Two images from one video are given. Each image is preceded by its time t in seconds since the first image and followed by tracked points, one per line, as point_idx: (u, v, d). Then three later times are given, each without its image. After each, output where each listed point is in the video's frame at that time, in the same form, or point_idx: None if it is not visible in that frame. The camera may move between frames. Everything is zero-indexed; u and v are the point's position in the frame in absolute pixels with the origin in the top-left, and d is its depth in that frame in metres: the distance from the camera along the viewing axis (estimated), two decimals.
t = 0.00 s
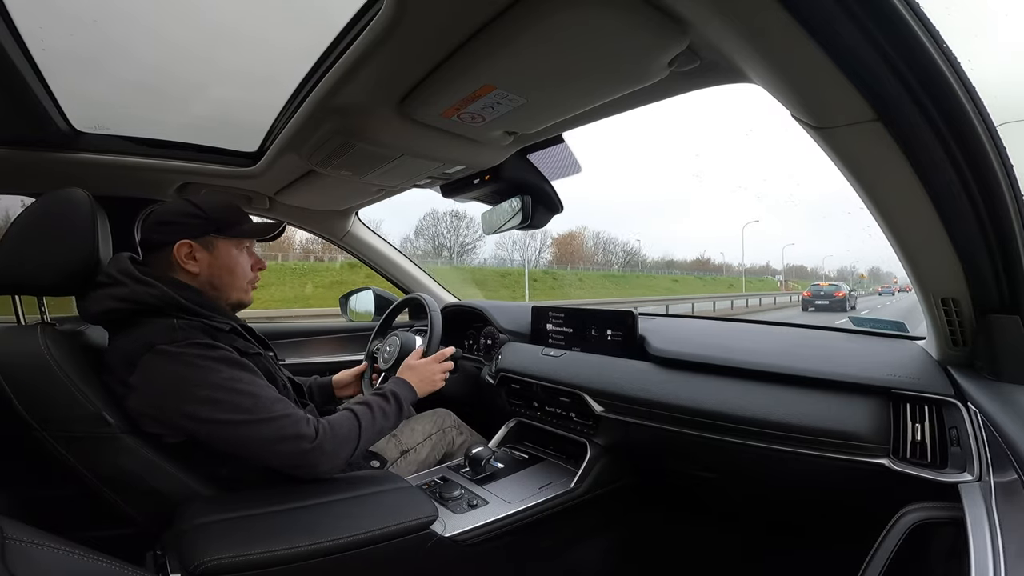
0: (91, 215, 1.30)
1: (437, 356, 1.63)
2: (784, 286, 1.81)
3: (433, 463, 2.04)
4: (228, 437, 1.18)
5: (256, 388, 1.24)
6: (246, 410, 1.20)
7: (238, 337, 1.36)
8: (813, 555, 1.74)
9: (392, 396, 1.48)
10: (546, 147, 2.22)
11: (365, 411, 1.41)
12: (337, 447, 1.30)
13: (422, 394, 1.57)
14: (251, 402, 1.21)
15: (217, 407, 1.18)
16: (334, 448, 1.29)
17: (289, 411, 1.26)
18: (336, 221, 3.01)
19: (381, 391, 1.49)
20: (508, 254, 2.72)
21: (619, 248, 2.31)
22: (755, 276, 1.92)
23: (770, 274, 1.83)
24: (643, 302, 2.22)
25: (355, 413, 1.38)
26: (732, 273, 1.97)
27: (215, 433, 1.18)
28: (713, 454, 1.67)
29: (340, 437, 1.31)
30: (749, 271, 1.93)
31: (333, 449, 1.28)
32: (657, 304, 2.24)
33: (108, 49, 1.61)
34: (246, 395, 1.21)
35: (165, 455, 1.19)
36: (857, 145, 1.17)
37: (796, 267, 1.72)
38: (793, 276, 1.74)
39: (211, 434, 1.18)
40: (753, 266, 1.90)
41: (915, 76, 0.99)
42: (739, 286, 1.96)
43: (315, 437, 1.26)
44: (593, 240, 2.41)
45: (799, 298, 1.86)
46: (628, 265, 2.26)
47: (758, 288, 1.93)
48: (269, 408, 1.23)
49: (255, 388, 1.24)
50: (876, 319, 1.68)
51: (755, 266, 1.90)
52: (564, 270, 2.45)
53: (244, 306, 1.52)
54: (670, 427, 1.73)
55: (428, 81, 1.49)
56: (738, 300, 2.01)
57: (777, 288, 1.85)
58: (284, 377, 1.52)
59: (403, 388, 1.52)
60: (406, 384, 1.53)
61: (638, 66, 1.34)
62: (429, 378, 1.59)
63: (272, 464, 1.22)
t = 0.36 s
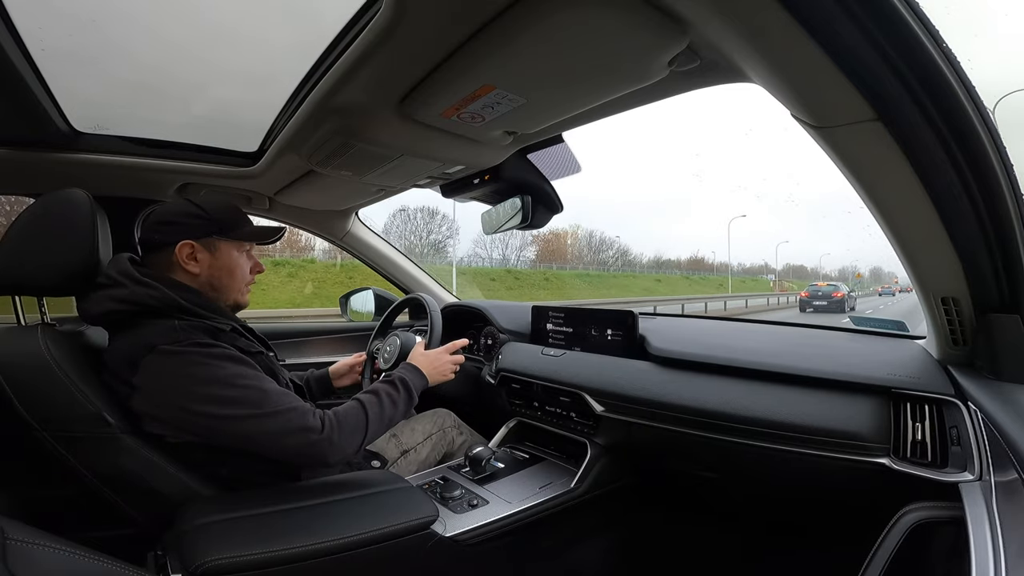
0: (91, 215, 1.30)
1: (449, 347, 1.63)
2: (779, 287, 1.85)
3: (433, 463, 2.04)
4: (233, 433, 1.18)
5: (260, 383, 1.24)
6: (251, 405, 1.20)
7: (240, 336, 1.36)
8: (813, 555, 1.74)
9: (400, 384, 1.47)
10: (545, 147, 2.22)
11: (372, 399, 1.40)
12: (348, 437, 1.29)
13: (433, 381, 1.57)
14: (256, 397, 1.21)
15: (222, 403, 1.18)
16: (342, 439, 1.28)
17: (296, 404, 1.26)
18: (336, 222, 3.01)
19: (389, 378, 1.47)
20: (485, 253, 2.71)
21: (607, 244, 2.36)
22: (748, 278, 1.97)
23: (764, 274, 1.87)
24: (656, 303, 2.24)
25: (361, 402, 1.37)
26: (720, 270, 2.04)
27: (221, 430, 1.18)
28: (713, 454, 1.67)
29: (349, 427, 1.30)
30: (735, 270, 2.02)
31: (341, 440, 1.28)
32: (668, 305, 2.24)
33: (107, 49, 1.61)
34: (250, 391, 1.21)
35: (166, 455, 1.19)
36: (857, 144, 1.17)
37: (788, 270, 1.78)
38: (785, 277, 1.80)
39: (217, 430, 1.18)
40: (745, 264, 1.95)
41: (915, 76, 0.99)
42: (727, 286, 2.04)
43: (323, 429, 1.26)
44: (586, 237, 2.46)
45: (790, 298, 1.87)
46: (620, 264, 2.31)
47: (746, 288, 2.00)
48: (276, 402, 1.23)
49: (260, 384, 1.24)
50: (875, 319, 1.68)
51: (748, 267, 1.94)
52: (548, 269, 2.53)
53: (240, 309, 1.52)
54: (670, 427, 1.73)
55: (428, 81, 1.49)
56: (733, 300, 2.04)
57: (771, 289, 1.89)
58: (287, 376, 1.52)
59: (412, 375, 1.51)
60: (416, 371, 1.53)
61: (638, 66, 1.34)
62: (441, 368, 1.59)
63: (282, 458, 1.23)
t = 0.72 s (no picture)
0: (90, 214, 1.30)
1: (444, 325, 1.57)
2: (773, 286, 1.85)
3: (433, 463, 2.04)
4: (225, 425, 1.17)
5: (252, 374, 1.23)
6: (242, 396, 1.19)
7: (233, 334, 1.36)
8: (813, 555, 1.74)
9: (394, 366, 1.41)
10: (546, 147, 2.22)
11: (366, 388, 1.35)
12: (340, 429, 1.25)
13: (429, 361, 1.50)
14: (247, 388, 1.20)
15: (213, 396, 1.17)
16: (338, 431, 1.25)
17: (289, 394, 1.25)
18: (335, 222, 3.01)
19: (383, 361, 1.41)
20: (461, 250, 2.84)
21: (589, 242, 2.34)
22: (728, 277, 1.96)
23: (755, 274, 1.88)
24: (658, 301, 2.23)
25: (353, 390, 1.33)
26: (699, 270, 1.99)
27: (213, 423, 1.17)
28: (713, 454, 1.67)
29: (342, 416, 1.26)
30: (721, 269, 1.97)
31: (337, 432, 1.25)
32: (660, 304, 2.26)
33: (107, 49, 1.61)
34: (241, 381, 1.20)
35: (165, 455, 1.19)
36: (856, 144, 1.17)
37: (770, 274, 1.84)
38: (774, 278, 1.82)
39: (208, 425, 1.17)
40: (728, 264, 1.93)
41: (915, 75, 0.99)
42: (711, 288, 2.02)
43: (317, 419, 1.23)
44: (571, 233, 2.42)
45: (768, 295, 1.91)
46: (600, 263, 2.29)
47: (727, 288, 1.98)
48: (267, 393, 1.22)
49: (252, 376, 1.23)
50: (876, 319, 1.68)
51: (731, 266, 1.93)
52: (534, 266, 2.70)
53: (238, 310, 1.52)
54: (670, 426, 1.73)
55: (428, 81, 1.49)
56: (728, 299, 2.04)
57: (764, 288, 1.90)
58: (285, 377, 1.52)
59: (408, 357, 1.44)
60: (413, 353, 1.45)
61: (638, 66, 1.34)
62: (438, 343, 1.52)
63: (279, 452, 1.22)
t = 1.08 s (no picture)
0: (92, 214, 1.30)
1: (420, 370, 1.63)
2: (766, 286, 1.91)
3: (433, 463, 2.04)
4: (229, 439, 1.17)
5: (259, 390, 1.24)
6: (249, 412, 1.20)
7: (243, 337, 1.36)
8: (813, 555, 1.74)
9: (385, 409, 1.49)
10: (546, 147, 2.22)
11: (359, 422, 1.42)
12: (333, 455, 1.29)
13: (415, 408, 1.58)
14: (254, 404, 1.21)
15: (222, 409, 1.18)
16: (327, 458, 1.27)
17: (289, 415, 1.26)
18: (336, 222, 3.01)
19: (375, 403, 1.49)
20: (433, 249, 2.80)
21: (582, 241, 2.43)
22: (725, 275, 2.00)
23: (748, 274, 1.93)
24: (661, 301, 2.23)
25: (344, 423, 1.38)
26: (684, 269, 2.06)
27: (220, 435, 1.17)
28: (712, 454, 1.67)
29: (335, 445, 1.30)
30: (718, 268, 2.00)
31: (329, 457, 1.28)
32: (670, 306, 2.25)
33: (108, 49, 1.61)
34: (249, 397, 1.21)
35: (166, 455, 1.20)
36: (857, 145, 1.17)
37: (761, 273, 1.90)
38: (767, 277, 1.89)
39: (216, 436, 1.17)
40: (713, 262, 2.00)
41: (915, 76, 0.99)
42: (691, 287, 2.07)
43: (313, 445, 1.25)
44: (565, 234, 2.54)
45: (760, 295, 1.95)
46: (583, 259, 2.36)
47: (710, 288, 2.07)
48: (270, 412, 1.23)
49: (260, 391, 1.24)
50: (877, 319, 1.68)
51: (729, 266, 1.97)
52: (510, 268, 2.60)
53: (250, 306, 1.53)
54: (670, 427, 1.73)
55: (428, 81, 1.49)
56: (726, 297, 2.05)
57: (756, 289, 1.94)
58: (287, 378, 1.52)
59: (396, 401, 1.52)
60: (398, 398, 1.53)
61: (637, 66, 1.33)
62: (418, 389, 1.59)
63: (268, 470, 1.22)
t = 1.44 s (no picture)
0: (91, 214, 1.30)
1: (419, 372, 1.62)
2: (757, 285, 1.93)
3: (432, 463, 2.04)
4: (228, 440, 1.17)
5: (258, 391, 1.24)
6: (248, 413, 1.20)
7: (240, 338, 1.36)
8: (813, 555, 1.74)
9: (385, 411, 1.49)
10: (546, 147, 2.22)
11: (359, 423, 1.42)
12: (333, 456, 1.29)
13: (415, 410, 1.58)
14: (254, 405, 1.21)
15: (220, 410, 1.17)
16: (326, 458, 1.27)
17: (289, 416, 1.26)
18: (336, 222, 3.01)
19: (375, 406, 1.49)
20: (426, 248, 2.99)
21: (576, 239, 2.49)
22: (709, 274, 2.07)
23: (739, 273, 1.96)
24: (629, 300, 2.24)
25: (343, 424, 1.38)
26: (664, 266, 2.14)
27: (219, 436, 1.17)
28: (712, 454, 1.67)
29: (336, 445, 1.31)
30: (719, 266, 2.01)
31: (329, 458, 1.28)
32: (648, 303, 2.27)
33: (107, 49, 1.60)
34: (248, 398, 1.21)
35: (166, 455, 1.19)
36: (857, 145, 1.17)
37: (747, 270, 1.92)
38: (760, 275, 1.90)
39: (214, 437, 1.17)
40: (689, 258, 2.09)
41: (915, 76, 0.99)
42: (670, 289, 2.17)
43: (312, 445, 1.25)
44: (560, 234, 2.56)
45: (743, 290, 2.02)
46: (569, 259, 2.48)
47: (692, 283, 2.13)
48: (270, 412, 1.23)
49: (258, 392, 1.24)
50: (876, 319, 1.68)
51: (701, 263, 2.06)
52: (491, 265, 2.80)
53: (249, 307, 1.53)
54: (670, 427, 1.73)
55: (428, 81, 1.49)
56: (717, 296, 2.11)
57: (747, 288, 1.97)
58: (287, 378, 1.52)
59: (396, 404, 1.52)
60: (398, 401, 1.53)
61: (638, 66, 1.34)
62: (418, 392, 1.59)
63: (267, 471, 1.22)
